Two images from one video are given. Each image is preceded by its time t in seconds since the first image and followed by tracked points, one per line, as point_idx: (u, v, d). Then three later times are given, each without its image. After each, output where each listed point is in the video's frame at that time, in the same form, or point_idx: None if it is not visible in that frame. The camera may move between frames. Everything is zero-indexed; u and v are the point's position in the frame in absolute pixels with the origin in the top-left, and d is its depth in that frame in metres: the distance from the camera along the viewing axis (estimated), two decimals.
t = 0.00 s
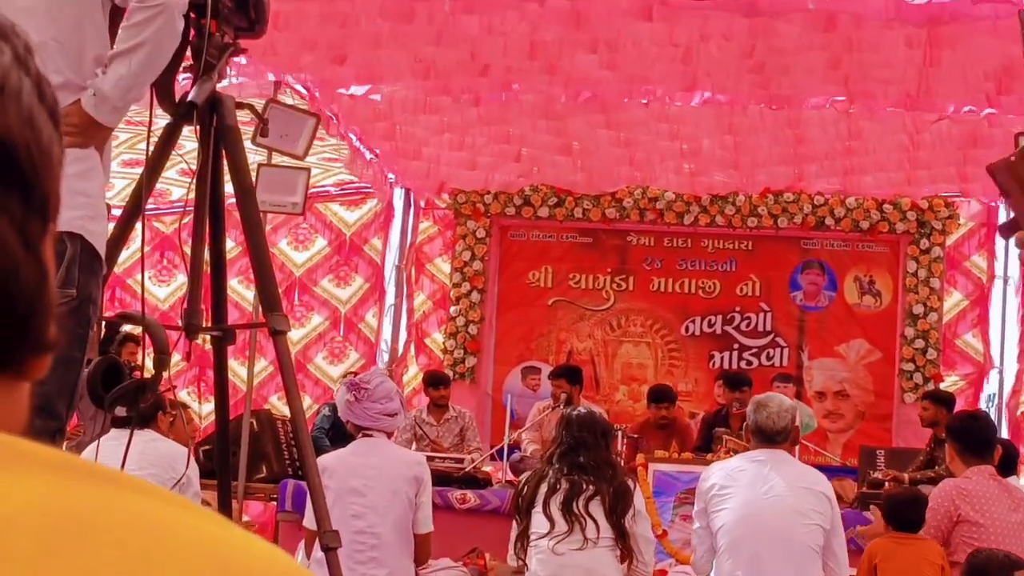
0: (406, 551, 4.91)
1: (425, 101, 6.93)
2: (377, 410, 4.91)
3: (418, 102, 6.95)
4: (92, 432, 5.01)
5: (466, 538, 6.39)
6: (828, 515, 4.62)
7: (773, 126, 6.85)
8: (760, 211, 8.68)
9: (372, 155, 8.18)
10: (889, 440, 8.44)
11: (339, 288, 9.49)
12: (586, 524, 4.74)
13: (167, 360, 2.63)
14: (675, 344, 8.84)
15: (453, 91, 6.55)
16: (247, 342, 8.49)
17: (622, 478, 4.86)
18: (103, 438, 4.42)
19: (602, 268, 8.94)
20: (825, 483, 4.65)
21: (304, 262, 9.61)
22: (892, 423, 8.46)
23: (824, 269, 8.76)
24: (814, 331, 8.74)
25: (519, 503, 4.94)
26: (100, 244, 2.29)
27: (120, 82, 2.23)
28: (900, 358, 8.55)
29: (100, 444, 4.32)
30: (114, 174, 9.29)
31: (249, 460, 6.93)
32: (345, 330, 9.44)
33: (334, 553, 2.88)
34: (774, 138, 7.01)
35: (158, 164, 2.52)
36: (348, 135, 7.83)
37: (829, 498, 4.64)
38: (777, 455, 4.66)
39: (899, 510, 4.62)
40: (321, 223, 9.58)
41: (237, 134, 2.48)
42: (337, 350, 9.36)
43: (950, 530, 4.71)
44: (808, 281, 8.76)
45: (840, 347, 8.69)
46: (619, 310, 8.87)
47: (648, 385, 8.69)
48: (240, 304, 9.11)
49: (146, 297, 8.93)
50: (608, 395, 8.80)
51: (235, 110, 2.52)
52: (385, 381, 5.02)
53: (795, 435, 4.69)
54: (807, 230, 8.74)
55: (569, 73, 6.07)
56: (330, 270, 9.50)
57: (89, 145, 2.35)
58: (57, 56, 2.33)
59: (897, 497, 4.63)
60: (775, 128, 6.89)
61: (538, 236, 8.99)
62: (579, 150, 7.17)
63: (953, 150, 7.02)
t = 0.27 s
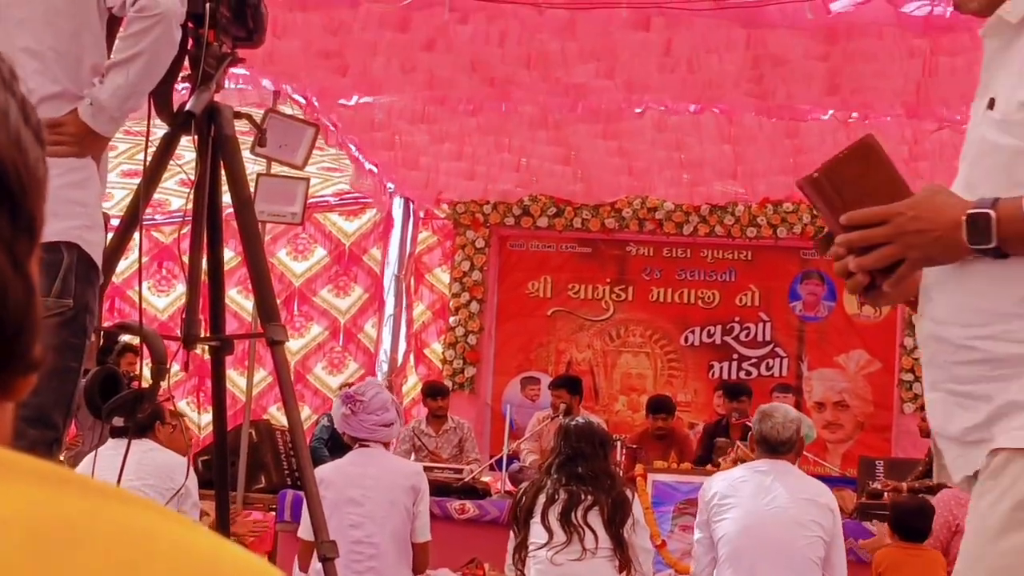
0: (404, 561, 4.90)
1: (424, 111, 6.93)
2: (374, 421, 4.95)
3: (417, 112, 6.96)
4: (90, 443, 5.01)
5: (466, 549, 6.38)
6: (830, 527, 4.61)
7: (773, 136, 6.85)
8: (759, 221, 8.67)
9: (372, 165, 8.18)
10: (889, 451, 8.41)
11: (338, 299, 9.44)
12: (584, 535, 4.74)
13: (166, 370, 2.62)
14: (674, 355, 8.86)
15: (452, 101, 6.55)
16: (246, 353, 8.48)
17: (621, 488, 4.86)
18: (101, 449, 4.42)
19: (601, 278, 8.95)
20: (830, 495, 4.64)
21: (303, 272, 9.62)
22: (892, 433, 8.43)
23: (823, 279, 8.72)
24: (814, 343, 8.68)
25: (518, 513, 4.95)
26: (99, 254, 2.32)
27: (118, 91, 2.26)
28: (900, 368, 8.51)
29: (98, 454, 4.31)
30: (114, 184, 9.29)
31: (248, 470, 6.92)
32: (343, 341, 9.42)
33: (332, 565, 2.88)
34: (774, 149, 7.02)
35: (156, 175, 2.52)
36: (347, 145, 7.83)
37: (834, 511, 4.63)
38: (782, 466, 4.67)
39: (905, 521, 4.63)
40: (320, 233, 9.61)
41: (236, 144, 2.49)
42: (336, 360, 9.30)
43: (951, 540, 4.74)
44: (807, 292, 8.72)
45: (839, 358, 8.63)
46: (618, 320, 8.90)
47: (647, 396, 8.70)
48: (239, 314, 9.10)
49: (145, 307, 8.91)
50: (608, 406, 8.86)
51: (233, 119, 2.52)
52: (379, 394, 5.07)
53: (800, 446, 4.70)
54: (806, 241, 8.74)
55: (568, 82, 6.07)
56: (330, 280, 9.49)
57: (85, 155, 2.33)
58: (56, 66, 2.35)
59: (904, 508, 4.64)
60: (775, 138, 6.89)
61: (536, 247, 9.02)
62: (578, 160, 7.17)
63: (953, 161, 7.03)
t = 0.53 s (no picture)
0: (404, 566, 4.91)
1: (421, 118, 6.94)
2: (367, 430, 4.95)
3: (414, 118, 6.96)
4: (90, 451, 5.01)
5: (467, 555, 6.39)
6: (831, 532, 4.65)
7: (769, 140, 6.86)
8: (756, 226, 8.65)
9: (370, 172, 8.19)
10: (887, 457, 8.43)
11: (337, 305, 9.44)
12: (584, 541, 4.74)
13: (165, 378, 2.62)
14: (673, 359, 8.80)
15: (449, 108, 6.56)
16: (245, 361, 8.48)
17: (620, 494, 4.87)
18: (100, 457, 4.42)
19: (599, 283, 8.96)
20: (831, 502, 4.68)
21: (302, 279, 9.60)
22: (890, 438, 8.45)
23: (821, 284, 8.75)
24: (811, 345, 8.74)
25: (516, 520, 4.95)
26: (96, 263, 2.33)
27: (116, 100, 2.29)
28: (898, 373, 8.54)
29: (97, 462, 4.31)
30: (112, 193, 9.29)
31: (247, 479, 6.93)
32: (342, 347, 9.34)
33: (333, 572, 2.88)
34: (773, 154, 7.02)
35: (154, 182, 2.52)
36: (345, 152, 7.84)
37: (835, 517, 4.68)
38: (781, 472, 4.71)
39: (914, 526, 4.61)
40: (319, 241, 9.59)
41: (234, 152, 2.49)
42: (336, 367, 9.28)
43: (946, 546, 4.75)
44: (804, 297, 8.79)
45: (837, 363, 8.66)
46: (618, 325, 8.90)
47: (646, 401, 8.68)
48: (237, 322, 9.11)
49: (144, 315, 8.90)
50: (608, 411, 8.86)
51: (230, 128, 2.53)
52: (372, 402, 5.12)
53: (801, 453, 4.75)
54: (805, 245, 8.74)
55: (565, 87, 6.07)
56: (329, 287, 9.48)
57: (82, 163, 2.33)
58: (52, 75, 2.36)
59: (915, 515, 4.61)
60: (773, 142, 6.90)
61: (534, 252, 9.07)
62: (576, 166, 7.17)
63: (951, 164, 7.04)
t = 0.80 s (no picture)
0: (404, 569, 4.92)
1: (421, 123, 6.93)
2: (363, 433, 4.88)
3: (414, 124, 6.95)
4: (91, 457, 5.01)
5: (468, 559, 6.41)
6: (831, 536, 4.71)
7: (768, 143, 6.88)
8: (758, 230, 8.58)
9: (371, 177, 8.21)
10: (890, 459, 8.50)
11: (337, 310, 9.41)
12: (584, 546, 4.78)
13: (166, 384, 2.63)
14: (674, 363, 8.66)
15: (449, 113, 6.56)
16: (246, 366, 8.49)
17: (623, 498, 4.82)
18: (102, 462, 4.42)
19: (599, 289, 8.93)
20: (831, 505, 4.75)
21: (303, 284, 9.54)
22: (892, 441, 8.52)
23: (822, 288, 8.77)
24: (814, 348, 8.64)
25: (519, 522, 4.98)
26: (94, 267, 2.32)
27: (116, 104, 2.29)
28: (899, 375, 8.60)
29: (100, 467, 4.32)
30: (111, 198, 9.29)
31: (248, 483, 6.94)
32: (343, 353, 9.41)
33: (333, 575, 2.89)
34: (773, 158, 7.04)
35: (155, 188, 2.52)
36: (344, 157, 7.82)
37: (834, 520, 4.74)
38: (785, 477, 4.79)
39: (918, 531, 4.57)
40: (318, 246, 9.56)
41: (236, 157, 2.49)
42: (337, 372, 9.34)
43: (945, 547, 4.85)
44: (806, 300, 8.72)
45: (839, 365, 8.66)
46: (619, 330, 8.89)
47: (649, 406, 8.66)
48: (239, 327, 9.12)
49: (145, 321, 8.90)
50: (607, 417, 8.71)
51: (231, 132, 2.53)
52: (366, 407, 5.04)
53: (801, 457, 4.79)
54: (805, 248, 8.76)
55: (565, 92, 6.09)
56: (328, 292, 9.45)
57: (82, 168, 2.33)
58: (51, 80, 2.36)
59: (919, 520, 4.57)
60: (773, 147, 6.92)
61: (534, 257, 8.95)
62: (575, 170, 7.19)
63: (951, 168, 7.06)
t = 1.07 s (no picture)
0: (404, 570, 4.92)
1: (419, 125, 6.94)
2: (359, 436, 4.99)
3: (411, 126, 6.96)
4: (91, 460, 5.01)
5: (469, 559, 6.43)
6: (832, 533, 4.72)
7: (766, 142, 6.89)
8: (758, 229, 8.62)
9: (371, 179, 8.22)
10: (890, 456, 8.54)
11: (337, 313, 9.40)
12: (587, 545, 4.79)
13: (165, 386, 2.63)
14: (674, 364, 8.75)
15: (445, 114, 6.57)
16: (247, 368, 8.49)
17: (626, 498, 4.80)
18: (103, 465, 4.43)
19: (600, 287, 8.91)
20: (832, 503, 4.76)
21: (302, 286, 9.46)
22: (893, 439, 8.57)
23: (822, 287, 8.78)
24: (813, 348, 8.74)
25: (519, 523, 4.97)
26: (91, 271, 2.33)
27: (110, 107, 2.31)
28: (900, 373, 8.61)
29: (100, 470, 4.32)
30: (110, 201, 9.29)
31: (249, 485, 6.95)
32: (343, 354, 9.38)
33: None
34: (772, 157, 7.05)
35: (152, 192, 2.52)
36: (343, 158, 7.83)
37: (834, 517, 4.75)
38: (782, 474, 4.78)
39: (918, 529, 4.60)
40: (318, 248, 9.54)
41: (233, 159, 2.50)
42: (337, 374, 9.31)
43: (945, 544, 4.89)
44: (806, 298, 8.76)
45: (839, 363, 8.72)
46: (618, 330, 8.75)
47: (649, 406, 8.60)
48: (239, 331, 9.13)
49: (145, 324, 8.90)
50: (608, 414, 8.75)
51: (229, 134, 2.53)
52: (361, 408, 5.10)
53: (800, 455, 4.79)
54: (804, 246, 8.76)
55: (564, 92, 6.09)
56: (329, 294, 9.45)
57: (78, 171, 2.35)
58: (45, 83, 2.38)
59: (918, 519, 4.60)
60: (771, 145, 6.93)
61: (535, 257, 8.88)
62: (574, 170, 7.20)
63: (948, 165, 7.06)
